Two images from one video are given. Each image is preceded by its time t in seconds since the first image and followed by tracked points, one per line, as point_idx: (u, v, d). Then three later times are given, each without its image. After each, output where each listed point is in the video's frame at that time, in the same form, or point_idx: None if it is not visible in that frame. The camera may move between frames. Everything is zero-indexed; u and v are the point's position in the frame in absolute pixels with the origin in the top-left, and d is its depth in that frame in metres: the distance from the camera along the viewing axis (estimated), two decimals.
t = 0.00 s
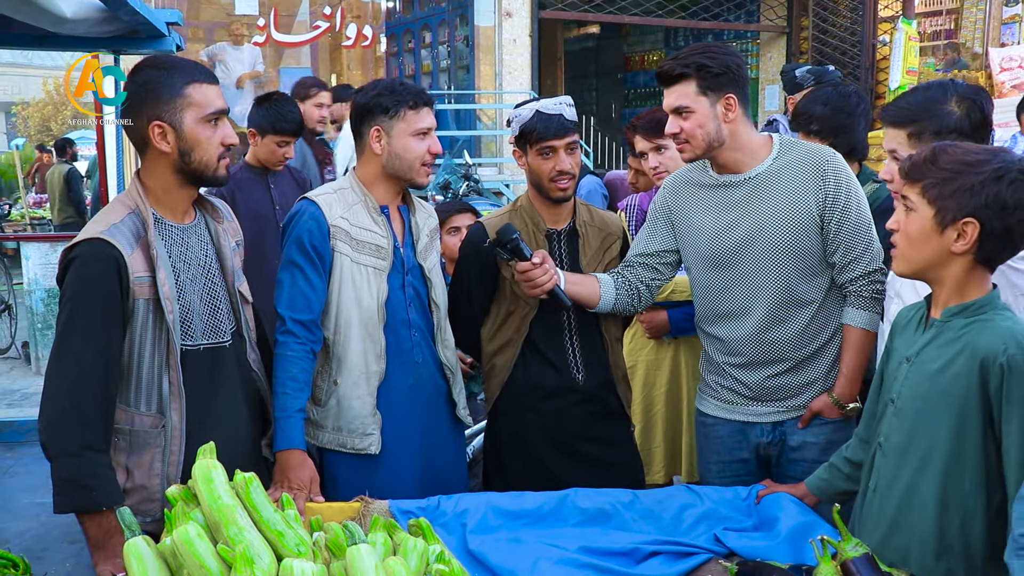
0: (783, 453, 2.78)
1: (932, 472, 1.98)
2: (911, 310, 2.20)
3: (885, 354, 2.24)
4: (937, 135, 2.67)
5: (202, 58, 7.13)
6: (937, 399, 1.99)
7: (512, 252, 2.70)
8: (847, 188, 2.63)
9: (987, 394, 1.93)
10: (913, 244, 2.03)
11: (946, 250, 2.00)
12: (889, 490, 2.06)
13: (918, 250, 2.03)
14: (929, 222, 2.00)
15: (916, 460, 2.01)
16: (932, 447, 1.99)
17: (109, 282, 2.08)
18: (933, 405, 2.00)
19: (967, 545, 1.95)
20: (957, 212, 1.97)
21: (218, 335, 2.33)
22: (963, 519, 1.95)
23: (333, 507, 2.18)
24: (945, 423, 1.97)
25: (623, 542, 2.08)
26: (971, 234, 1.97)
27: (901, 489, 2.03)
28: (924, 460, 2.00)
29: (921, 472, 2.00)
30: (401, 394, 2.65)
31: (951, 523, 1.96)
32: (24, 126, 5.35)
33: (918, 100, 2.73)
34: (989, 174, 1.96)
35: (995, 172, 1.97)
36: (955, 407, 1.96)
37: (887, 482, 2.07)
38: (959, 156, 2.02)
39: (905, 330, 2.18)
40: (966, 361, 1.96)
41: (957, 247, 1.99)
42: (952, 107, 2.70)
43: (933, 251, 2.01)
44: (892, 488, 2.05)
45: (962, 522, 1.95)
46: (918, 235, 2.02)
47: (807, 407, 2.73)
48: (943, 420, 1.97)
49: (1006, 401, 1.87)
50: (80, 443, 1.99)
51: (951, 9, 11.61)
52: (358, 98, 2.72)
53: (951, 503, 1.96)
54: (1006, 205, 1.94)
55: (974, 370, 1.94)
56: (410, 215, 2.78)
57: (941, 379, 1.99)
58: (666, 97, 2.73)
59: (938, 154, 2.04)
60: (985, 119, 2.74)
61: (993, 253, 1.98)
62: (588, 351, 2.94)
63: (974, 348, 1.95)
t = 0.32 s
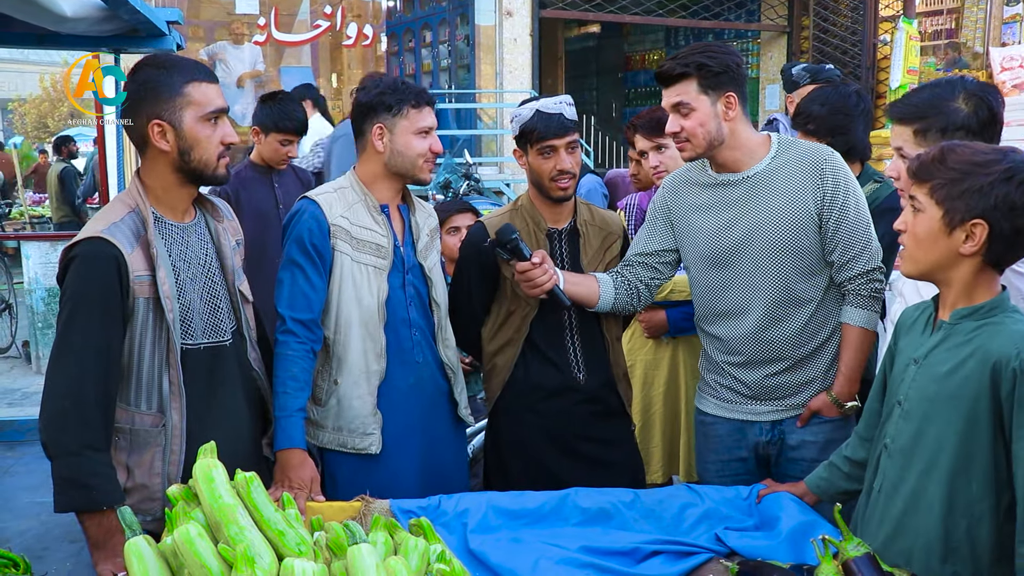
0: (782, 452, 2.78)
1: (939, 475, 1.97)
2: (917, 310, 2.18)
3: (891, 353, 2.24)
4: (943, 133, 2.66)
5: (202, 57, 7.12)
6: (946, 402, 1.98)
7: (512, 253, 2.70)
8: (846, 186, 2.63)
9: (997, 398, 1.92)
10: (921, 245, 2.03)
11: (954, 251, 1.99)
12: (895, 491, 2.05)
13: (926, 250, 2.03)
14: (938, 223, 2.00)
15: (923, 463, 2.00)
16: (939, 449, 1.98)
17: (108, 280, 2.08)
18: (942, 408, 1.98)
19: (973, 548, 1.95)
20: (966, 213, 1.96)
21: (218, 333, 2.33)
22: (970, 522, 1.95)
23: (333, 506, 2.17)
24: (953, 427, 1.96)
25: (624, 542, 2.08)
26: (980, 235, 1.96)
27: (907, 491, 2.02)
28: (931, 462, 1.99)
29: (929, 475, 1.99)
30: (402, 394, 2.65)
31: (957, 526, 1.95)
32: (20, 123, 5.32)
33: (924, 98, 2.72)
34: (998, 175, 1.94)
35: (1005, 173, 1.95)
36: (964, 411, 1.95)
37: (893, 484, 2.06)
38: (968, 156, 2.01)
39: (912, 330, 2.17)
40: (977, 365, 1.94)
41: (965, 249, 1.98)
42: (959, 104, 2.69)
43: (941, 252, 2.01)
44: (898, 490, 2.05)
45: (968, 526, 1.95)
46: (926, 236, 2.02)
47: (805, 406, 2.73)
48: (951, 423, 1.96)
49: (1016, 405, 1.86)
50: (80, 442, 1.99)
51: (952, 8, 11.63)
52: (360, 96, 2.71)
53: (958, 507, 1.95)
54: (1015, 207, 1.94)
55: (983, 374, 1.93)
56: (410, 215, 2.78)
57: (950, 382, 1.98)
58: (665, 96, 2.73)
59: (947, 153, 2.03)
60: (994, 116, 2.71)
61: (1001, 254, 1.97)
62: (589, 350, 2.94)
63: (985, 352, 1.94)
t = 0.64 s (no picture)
0: (781, 451, 2.78)
1: (944, 476, 1.97)
2: (920, 308, 2.18)
3: (894, 353, 2.24)
4: (942, 133, 2.66)
5: (201, 57, 7.12)
6: (951, 403, 1.98)
7: (512, 253, 2.69)
8: (845, 184, 2.64)
9: (1003, 399, 1.92)
10: (925, 245, 2.03)
11: (959, 251, 1.99)
12: (899, 491, 2.05)
13: (931, 251, 2.02)
14: (942, 223, 1.99)
15: (928, 463, 2.00)
16: (944, 450, 1.98)
17: (107, 281, 2.08)
18: (946, 408, 1.99)
19: (979, 549, 1.95)
20: (970, 213, 1.96)
21: (218, 334, 2.33)
22: (975, 523, 1.95)
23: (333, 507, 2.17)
24: (960, 427, 1.96)
25: (624, 542, 2.08)
26: (985, 235, 1.96)
27: (912, 492, 2.02)
28: (935, 462, 1.99)
29: (934, 476, 1.99)
30: (403, 394, 2.65)
31: (962, 527, 1.95)
32: (19, 122, 5.27)
33: (927, 98, 2.71)
34: (1004, 174, 1.93)
35: (1010, 173, 1.94)
36: (969, 412, 1.95)
37: (898, 484, 2.06)
38: (972, 155, 2.00)
39: (914, 330, 2.17)
40: (982, 366, 1.94)
41: (970, 249, 1.98)
42: (962, 106, 2.67)
43: (946, 252, 2.01)
44: (903, 490, 2.05)
45: (973, 526, 1.95)
46: (930, 236, 2.02)
47: (804, 405, 2.73)
48: (957, 424, 1.96)
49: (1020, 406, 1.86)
50: (80, 442, 1.99)
51: (952, 6, 11.55)
52: (359, 97, 2.71)
53: (963, 507, 1.95)
54: (1020, 206, 1.93)
55: (988, 374, 1.93)
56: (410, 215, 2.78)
57: (956, 382, 1.98)
58: (712, 68, 2.72)
59: (951, 152, 2.03)
60: (997, 117, 2.68)
61: (1006, 254, 1.97)
62: (589, 350, 2.93)
63: (990, 353, 1.94)
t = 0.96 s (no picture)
0: (781, 452, 2.78)
1: (957, 480, 1.97)
2: (921, 309, 2.18)
3: (895, 355, 2.23)
4: (945, 132, 2.66)
5: (201, 58, 7.12)
6: (962, 405, 1.98)
7: (512, 250, 2.70)
8: (846, 185, 2.67)
9: (1018, 400, 1.93)
10: (929, 249, 2.03)
11: (964, 254, 1.99)
12: (910, 497, 2.04)
13: (935, 254, 2.02)
14: (946, 226, 1.99)
15: (939, 467, 2.00)
16: (956, 454, 1.98)
17: (107, 281, 2.08)
18: (959, 412, 1.98)
19: (993, 553, 1.96)
20: (975, 216, 1.96)
21: (218, 334, 2.33)
22: (989, 526, 1.95)
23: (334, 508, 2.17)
24: (973, 430, 1.96)
25: (625, 543, 2.08)
26: (990, 238, 1.96)
27: (922, 495, 2.02)
28: (948, 467, 1.99)
29: (946, 480, 1.99)
30: (405, 395, 2.65)
31: (976, 531, 1.96)
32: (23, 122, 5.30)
33: (935, 95, 2.71)
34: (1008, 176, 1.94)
35: (1014, 174, 1.95)
36: (982, 415, 1.95)
37: (908, 488, 2.05)
38: (975, 157, 2.00)
39: (917, 331, 2.16)
40: (996, 368, 1.95)
41: (975, 252, 1.98)
42: (973, 102, 2.66)
43: (951, 255, 2.00)
44: (913, 495, 2.04)
45: (988, 530, 1.95)
46: (934, 239, 2.01)
47: (803, 405, 2.73)
48: (969, 427, 1.97)
49: None
50: (81, 443, 1.99)
51: (951, 7, 11.53)
52: (359, 100, 2.71)
53: (977, 511, 1.96)
54: None
55: (1002, 376, 1.94)
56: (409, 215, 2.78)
57: (968, 384, 1.98)
58: (733, 61, 2.75)
59: (954, 155, 2.02)
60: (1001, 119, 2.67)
61: (1011, 255, 1.97)
62: (589, 349, 2.93)
63: (1005, 355, 1.94)
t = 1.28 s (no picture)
0: (782, 452, 2.77)
1: (969, 490, 1.97)
2: (928, 314, 2.18)
3: (899, 361, 2.23)
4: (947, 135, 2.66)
5: (202, 58, 7.13)
6: (974, 415, 1.98)
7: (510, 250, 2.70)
8: (847, 185, 2.67)
9: None
10: (938, 257, 2.03)
11: (973, 262, 1.99)
12: (921, 506, 2.03)
13: (944, 263, 2.02)
14: (954, 234, 1.99)
15: (950, 477, 1.99)
16: (967, 463, 1.97)
17: (108, 280, 2.08)
18: (970, 421, 1.98)
19: (1005, 562, 1.96)
20: (984, 224, 1.96)
21: (219, 333, 2.33)
22: (1001, 536, 1.96)
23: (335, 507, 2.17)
24: (985, 439, 1.96)
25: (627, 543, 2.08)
26: (1000, 246, 1.97)
27: (932, 504, 2.01)
28: (959, 477, 1.98)
29: (957, 489, 1.98)
30: (407, 395, 2.66)
31: (988, 541, 1.96)
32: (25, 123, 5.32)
33: (935, 98, 2.70)
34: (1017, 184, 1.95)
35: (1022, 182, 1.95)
36: (994, 424, 1.95)
37: (918, 498, 2.04)
38: (982, 164, 2.00)
39: (923, 338, 2.15)
40: (1010, 378, 1.94)
41: (985, 260, 1.98)
42: (975, 105, 2.65)
43: (960, 263, 2.01)
44: (924, 505, 2.03)
45: (1000, 540, 1.96)
46: (943, 247, 2.01)
47: (803, 405, 2.73)
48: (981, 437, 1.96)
49: None
50: (82, 442, 2.00)
51: (953, 7, 11.46)
52: (357, 101, 2.71)
53: (988, 520, 1.96)
54: None
55: (1015, 386, 1.94)
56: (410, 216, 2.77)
57: (980, 393, 1.98)
58: (729, 63, 2.75)
59: (961, 162, 2.02)
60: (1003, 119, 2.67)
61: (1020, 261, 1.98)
62: (589, 348, 2.94)
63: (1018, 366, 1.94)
